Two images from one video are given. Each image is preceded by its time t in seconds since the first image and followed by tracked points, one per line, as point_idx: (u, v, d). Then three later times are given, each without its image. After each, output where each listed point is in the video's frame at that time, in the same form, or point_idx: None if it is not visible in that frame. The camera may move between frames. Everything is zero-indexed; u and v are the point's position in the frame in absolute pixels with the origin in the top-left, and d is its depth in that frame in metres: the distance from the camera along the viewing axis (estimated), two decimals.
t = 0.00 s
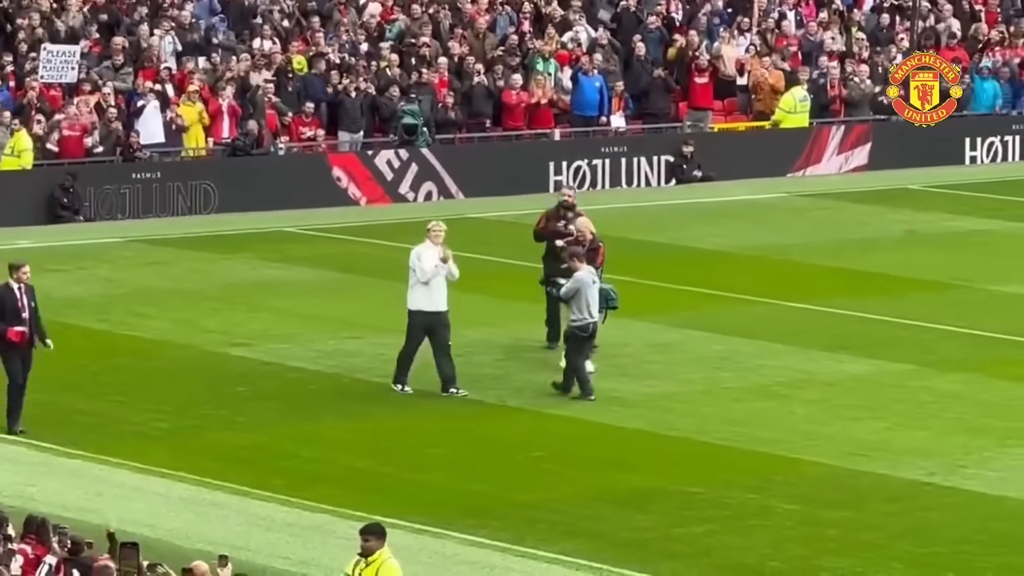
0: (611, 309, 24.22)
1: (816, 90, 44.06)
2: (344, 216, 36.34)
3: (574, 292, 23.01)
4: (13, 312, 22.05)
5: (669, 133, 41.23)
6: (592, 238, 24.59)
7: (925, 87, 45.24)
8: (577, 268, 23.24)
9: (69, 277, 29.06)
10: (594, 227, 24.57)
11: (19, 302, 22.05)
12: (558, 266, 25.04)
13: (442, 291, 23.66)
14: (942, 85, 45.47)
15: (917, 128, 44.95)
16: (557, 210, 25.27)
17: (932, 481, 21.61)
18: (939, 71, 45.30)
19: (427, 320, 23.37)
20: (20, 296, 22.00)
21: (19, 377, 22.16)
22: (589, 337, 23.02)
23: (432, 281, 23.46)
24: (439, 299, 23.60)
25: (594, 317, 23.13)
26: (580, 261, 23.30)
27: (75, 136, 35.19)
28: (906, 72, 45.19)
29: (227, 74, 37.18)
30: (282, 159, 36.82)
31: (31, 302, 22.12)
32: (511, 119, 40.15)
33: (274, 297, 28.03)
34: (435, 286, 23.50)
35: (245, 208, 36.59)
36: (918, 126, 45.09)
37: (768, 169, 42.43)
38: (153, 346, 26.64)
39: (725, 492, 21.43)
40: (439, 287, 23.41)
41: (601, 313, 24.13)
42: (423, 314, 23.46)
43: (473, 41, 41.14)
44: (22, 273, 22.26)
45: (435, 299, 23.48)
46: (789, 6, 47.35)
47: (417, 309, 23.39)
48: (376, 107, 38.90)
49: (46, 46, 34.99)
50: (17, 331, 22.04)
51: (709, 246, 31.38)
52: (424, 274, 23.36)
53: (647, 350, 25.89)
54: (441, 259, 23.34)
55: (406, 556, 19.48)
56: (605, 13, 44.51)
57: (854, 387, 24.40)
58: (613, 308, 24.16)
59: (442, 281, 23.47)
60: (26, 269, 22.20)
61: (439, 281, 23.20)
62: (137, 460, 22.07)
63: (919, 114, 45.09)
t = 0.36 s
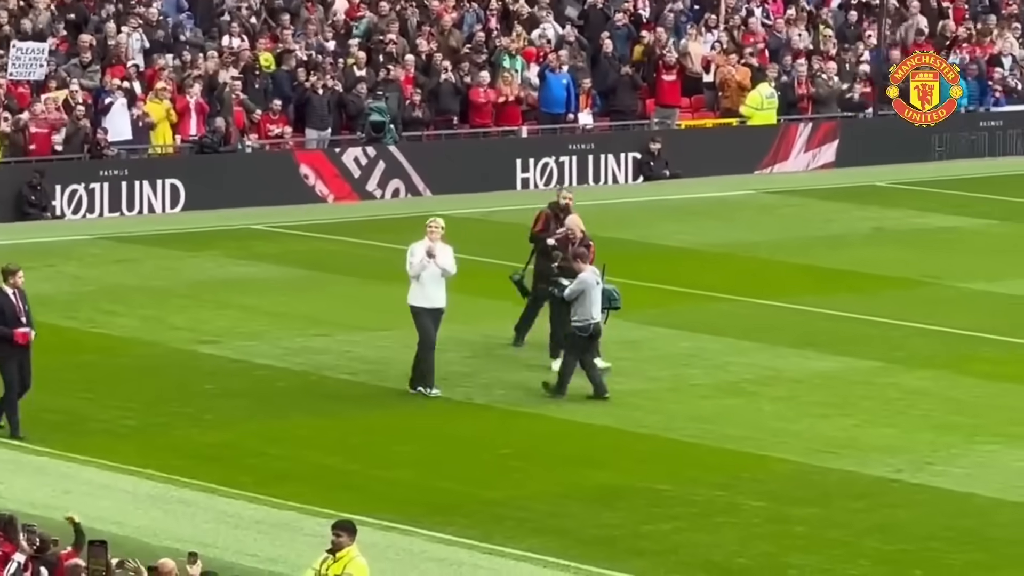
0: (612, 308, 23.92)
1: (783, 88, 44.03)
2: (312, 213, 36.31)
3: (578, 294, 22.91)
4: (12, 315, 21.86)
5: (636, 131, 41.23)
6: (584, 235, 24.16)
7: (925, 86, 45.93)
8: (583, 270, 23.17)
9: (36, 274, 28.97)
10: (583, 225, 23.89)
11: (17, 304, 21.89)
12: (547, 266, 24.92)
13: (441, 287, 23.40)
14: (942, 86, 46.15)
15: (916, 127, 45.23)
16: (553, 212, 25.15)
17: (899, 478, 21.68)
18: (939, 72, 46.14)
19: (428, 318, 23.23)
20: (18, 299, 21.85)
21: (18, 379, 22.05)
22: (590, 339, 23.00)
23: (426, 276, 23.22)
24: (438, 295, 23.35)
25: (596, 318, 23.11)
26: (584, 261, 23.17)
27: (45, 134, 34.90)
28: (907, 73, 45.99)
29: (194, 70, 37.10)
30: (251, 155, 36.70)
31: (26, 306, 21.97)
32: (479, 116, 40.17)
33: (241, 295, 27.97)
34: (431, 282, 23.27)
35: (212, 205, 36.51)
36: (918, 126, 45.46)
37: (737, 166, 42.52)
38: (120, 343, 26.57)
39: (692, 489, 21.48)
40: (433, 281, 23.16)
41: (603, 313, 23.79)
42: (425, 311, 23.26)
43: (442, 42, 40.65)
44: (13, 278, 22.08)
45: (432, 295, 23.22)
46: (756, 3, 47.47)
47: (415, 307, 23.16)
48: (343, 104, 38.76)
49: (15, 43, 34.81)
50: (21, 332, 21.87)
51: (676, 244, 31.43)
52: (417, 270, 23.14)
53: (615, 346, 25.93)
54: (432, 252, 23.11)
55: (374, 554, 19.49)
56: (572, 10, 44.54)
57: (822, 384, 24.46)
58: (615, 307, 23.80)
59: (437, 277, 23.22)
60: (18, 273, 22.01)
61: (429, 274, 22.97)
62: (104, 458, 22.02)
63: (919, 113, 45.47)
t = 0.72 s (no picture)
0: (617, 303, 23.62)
1: (754, 84, 43.99)
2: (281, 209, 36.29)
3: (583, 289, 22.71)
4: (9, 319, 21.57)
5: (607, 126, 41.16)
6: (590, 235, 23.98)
7: (925, 87, 45.84)
8: (586, 266, 22.99)
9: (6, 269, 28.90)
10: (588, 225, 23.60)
11: (13, 307, 21.55)
12: (553, 265, 24.77)
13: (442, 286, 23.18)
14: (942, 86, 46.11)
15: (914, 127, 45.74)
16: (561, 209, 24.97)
17: (870, 473, 21.74)
18: (939, 71, 46.01)
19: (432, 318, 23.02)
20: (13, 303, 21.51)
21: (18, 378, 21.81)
22: (596, 336, 22.80)
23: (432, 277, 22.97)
24: (441, 295, 23.13)
25: (603, 316, 22.92)
26: (589, 258, 22.94)
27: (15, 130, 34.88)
28: (907, 71, 45.74)
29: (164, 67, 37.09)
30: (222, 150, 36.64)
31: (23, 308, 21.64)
32: (450, 112, 40.00)
33: (212, 290, 27.93)
34: (436, 282, 23.03)
35: (183, 201, 36.45)
36: (918, 125, 45.88)
37: (708, 162, 42.55)
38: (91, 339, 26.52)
39: (664, 484, 21.52)
40: (439, 282, 22.94)
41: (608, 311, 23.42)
42: (430, 311, 23.04)
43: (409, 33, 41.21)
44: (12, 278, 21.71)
45: (439, 295, 23.02)
46: None
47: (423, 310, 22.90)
48: (313, 100, 38.90)
49: None
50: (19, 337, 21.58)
51: (648, 239, 31.45)
52: (425, 271, 22.87)
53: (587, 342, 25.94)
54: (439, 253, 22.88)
55: (345, 549, 19.50)
56: (543, 5, 44.67)
57: (793, 379, 24.51)
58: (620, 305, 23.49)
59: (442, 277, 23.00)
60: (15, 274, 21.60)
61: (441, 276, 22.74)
62: (75, 454, 21.99)
63: (920, 114, 45.83)
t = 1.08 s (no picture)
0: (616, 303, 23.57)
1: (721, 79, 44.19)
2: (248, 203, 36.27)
3: (584, 288, 22.73)
4: (5, 312, 21.66)
5: (576, 119, 41.09)
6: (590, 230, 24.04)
7: (925, 86, 46.30)
8: (586, 264, 23.05)
9: None
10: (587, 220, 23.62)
11: (11, 301, 21.68)
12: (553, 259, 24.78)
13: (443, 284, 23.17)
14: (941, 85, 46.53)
15: (916, 126, 46.30)
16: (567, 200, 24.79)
17: (838, 467, 21.80)
18: (939, 72, 46.41)
19: (429, 316, 22.99)
20: (11, 295, 21.60)
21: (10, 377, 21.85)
22: (596, 334, 22.84)
23: (432, 274, 22.97)
24: (441, 292, 23.13)
25: (602, 315, 22.97)
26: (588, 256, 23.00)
27: None
28: (907, 71, 46.10)
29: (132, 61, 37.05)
30: (190, 144, 36.62)
31: (20, 302, 21.73)
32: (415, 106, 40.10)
33: (182, 284, 27.91)
34: (436, 278, 23.02)
35: (150, 195, 36.43)
36: (918, 125, 46.38)
37: (677, 155, 42.60)
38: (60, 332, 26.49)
39: (632, 478, 21.56)
40: (439, 280, 22.93)
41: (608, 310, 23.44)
42: (428, 307, 23.08)
43: (377, 27, 41.05)
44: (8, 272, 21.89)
45: (437, 293, 23.01)
46: None
47: (419, 306, 22.94)
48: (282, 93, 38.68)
49: None
50: (17, 330, 21.67)
51: (617, 233, 31.49)
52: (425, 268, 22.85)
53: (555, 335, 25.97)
54: (440, 250, 22.84)
55: (313, 543, 19.53)
56: None
57: (761, 372, 24.56)
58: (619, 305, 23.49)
59: (442, 274, 22.99)
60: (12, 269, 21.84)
61: (439, 274, 22.71)
62: (43, 448, 21.96)
63: (919, 114, 46.32)
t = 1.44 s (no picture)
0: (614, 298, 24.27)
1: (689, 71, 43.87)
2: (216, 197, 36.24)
3: (584, 283, 22.64)
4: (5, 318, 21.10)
5: (544, 114, 41.30)
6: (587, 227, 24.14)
7: (925, 86, 46.68)
8: (586, 259, 22.96)
9: None
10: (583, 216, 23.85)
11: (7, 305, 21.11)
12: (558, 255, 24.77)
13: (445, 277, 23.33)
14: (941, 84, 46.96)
15: (915, 126, 47.11)
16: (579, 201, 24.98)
17: (807, 460, 21.84)
18: (939, 72, 46.70)
19: (431, 308, 23.11)
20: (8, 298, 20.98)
21: (6, 377, 21.35)
22: (595, 329, 22.74)
23: (433, 267, 23.16)
24: (443, 287, 23.27)
25: (601, 310, 22.87)
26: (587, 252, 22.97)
27: None
28: (908, 71, 46.44)
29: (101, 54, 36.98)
30: (160, 139, 36.64)
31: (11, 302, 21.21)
32: (384, 100, 40.10)
33: (152, 279, 27.88)
34: (436, 273, 23.19)
35: (118, 189, 36.39)
36: (918, 125, 47.10)
37: (645, 147, 42.63)
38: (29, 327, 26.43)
39: (601, 471, 21.58)
40: (439, 271, 23.09)
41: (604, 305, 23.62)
42: (429, 302, 23.18)
43: (346, 21, 40.94)
44: None
45: (439, 286, 23.15)
46: None
47: (421, 298, 23.04)
48: (250, 88, 38.83)
49: None
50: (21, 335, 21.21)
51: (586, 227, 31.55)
52: (423, 261, 23.11)
53: (524, 328, 25.98)
54: (437, 242, 23.11)
55: (282, 538, 19.55)
56: None
57: (730, 366, 24.60)
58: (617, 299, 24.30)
59: (442, 268, 23.17)
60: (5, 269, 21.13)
61: (437, 264, 22.89)
62: (11, 442, 21.92)
63: (919, 114, 47.02)
